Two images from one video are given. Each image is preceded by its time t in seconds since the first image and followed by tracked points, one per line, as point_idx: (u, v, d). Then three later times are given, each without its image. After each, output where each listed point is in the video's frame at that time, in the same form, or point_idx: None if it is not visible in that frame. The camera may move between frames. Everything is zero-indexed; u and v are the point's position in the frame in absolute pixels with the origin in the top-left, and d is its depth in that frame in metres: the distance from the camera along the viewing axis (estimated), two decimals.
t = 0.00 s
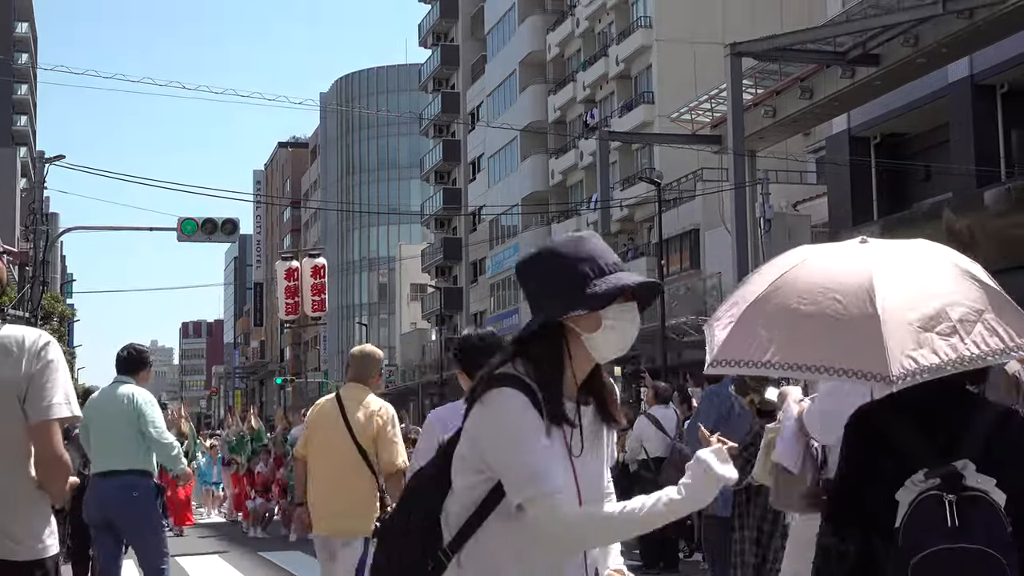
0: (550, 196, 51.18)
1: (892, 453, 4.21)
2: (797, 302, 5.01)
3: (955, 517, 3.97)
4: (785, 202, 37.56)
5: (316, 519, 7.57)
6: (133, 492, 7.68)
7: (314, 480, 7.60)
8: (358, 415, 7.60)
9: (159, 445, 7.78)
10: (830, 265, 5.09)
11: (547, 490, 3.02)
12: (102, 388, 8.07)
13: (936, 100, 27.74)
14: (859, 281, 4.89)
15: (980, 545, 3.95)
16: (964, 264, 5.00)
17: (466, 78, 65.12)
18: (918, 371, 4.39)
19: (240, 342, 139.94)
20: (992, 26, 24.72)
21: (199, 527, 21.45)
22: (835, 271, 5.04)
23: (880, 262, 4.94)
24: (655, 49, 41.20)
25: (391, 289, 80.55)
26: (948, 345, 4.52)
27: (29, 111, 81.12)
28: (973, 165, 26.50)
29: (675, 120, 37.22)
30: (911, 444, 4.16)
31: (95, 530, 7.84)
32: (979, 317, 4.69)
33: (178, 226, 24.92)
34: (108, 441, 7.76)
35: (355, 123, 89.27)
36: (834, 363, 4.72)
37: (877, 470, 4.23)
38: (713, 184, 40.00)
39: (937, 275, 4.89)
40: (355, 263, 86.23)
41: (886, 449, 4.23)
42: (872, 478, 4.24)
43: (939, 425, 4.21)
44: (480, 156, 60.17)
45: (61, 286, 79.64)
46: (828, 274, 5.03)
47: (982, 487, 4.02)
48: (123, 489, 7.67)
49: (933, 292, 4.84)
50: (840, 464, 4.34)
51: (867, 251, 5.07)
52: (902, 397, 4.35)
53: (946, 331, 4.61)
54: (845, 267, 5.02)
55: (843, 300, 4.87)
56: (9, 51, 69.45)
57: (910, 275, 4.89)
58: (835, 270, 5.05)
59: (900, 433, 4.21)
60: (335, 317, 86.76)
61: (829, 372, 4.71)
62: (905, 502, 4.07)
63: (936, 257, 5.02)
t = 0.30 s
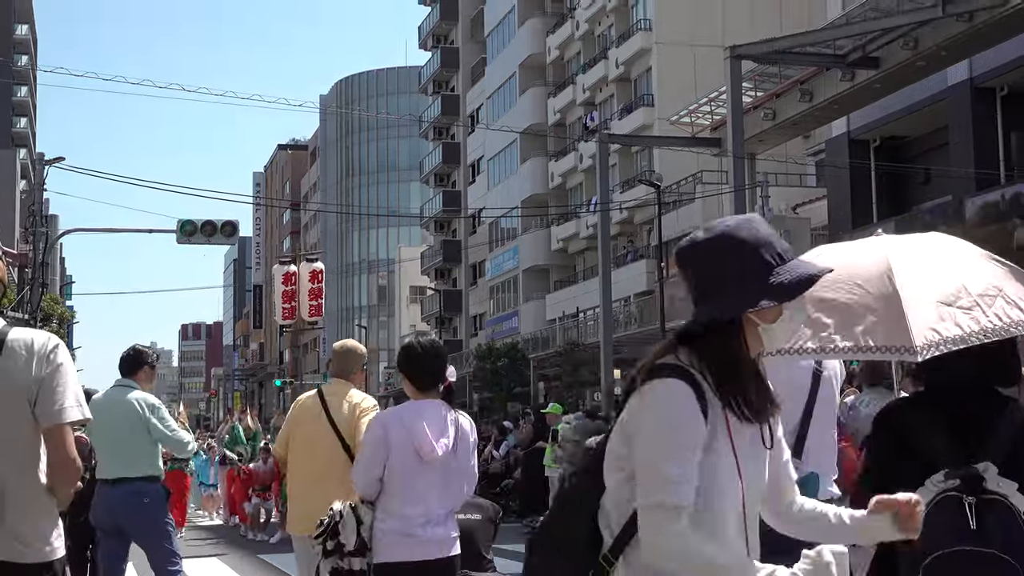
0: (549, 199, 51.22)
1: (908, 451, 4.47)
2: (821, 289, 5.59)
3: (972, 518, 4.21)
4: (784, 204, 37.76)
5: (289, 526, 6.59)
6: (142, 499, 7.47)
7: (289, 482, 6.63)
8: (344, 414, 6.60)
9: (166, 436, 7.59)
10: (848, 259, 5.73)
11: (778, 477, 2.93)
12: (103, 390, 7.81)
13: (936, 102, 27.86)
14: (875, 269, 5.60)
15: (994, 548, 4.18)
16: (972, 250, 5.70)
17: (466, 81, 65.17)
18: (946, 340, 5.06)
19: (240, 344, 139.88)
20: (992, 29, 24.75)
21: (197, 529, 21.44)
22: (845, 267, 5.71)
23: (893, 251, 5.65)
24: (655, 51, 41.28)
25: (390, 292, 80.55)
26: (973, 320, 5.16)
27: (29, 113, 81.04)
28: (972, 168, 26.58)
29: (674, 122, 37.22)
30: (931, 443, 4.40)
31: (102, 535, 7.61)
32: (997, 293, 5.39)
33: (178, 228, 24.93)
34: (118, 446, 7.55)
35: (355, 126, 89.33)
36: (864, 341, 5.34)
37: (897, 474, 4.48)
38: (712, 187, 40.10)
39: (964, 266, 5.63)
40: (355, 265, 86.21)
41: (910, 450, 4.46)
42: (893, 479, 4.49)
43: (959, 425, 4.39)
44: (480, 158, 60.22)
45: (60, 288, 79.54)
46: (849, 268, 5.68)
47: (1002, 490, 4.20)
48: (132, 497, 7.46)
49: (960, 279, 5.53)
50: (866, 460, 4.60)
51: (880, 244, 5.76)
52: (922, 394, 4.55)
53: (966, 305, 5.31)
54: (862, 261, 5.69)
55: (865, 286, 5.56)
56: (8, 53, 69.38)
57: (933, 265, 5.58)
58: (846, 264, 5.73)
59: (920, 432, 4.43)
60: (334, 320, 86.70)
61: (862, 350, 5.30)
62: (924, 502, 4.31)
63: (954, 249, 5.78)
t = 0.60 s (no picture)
0: (549, 193, 51.23)
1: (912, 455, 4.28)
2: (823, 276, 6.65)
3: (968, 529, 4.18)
4: (784, 199, 37.77)
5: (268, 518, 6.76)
6: (166, 490, 7.44)
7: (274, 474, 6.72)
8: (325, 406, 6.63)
9: (193, 428, 7.60)
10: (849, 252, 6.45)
11: (980, 479, 3.15)
12: (126, 382, 7.77)
13: (936, 98, 27.91)
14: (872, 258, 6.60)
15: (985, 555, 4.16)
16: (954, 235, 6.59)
17: (467, 75, 65.21)
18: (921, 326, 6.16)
19: (240, 338, 139.87)
20: (992, 25, 24.73)
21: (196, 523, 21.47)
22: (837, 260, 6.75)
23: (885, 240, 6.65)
24: (655, 46, 41.29)
25: (390, 285, 80.62)
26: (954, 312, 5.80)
27: (29, 106, 80.99)
28: (973, 163, 26.60)
29: (674, 117, 37.20)
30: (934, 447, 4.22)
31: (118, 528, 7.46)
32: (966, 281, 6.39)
33: (179, 222, 24.97)
34: (140, 438, 7.50)
35: (355, 119, 89.34)
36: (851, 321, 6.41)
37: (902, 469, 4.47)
38: (712, 182, 40.12)
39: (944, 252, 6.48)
40: (355, 259, 86.26)
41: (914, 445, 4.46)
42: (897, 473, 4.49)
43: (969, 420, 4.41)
44: (480, 152, 60.22)
45: (59, 282, 79.52)
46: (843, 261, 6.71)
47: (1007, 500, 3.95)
48: (156, 487, 7.42)
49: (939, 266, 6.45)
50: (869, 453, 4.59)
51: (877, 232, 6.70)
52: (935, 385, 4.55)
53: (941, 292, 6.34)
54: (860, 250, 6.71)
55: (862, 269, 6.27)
56: (8, 47, 69.37)
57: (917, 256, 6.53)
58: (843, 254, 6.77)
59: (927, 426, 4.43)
60: (334, 313, 86.73)
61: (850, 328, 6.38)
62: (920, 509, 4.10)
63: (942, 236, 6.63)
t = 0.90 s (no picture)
0: (552, 177, 51.16)
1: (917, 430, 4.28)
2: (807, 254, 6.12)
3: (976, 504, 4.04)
4: (788, 183, 37.73)
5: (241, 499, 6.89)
6: (190, 473, 7.37)
7: (249, 459, 6.94)
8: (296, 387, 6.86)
9: (220, 406, 7.42)
10: (834, 232, 6.21)
11: None
12: (156, 358, 7.64)
13: (941, 83, 27.79)
14: (864, 239, 6.03)
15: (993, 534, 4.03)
16: (970, 224, 5.91)
17: (470, 58, 65.04)
18: (918, 304, 5.44)
19: (243, 321, 140.02)
20: (998, 9, 24.63)
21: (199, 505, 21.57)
22: (817, 240, 6.20)
23: (882, 225, 6.05)
24: (659, 30, 41.18)
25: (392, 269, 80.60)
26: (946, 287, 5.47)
27: (32, 89, 80.91)
28: (976, 149, 26.52)
29: (677, 101, 37.11)
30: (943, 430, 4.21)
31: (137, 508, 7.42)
32: (981, 265, 5.54)
33: (181, 205, 24.97)
34: (169, 419, 7.37)
35: (358, 103, 89.21)
36: (837, 296, 5.87)
37: (903, 447, 4.32)
38: (716, 166, 40.06)
39: (960, 238, 5.81)
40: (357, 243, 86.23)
41: (914, 422, 4.28)
42: (893, 454, 4.34)
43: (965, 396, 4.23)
44: (483, 136, 60.09)
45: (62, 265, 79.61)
46: (826, 241, 6.16)
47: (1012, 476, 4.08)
48: (180, 472, 7.33)
49: (946, 251, 5.72)
50: (866, 434, 4.42)
51: (871, 216, 6.19)
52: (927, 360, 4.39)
53: (946, 274, 5.56)
54: (851, 231, 6.14)
55: (849, 248, 6.04)
56: (10, 29, 69.30)
57: (919, 240, 5.85)
58: (831, 234, 6.21)
59: (923, 402, 4.25)
60: (337, 297, 86.79)
61: (840, 305, 5.82)
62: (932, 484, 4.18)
63: (950, 223, 5.94)
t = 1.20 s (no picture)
0: (560, 166, 51.18)
1: (920, 425, 4.29)
2: (823, 246, 5.34)
3: (980, 491, 4.13)
4: (796, 172, 37.67)
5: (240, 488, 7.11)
6: (210, 460, 7.39)
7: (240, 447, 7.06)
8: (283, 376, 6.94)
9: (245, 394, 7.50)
10: (845, 220, 5.42)
11: None
12: (183, 344, 7.72)
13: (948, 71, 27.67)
14: (884, 231, 5.22)
15: (994, 522, 4.11)
16: (992, 221, 5.22)
17: (478, 48, 65.00)
18: (941, 309, 4.63)
19: (251, 311, 140.36)
20: None
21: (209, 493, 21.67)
22: (833, 227, 5.42)
23: (904, 216, 5.24)
24: (667, 19, 41.13)
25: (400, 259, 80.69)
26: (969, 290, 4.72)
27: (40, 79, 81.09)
28: (985, 137, 26.44)
29: (685, 90, 37.08)
30: (946, 421, 4.24)
31: (150, 497, 7.38)
32: (1000, 267, 4.89)
33: (190, 195, 25.09)
34: (192, 404, 7.41)
35: (367, 93, 89.23)
36: (857, 297, 5.08)
37: (901, 447, 4.36)
38: (724, 155, 40.02)
39: (975, 234, 5.11)
40: (365, 233, 86.33)
41: (917, 419, 4.30)
42: (897, 448, 4.37)
43: (966, 388, 4.28)
44: (491, 125, 60.07)
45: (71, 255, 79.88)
46: (839, 230, 5.36)
47: (1010, 462, 4.14)
48: (199, 458, 7.35)
49: (969, 248, 5.02)
50: (863, 425, 4.45)
51: (889, 207, 5.39)
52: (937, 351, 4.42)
53: (967, 277, 4.82)
54: (869, 223, 5.31)
55: (869, 240, 5.24)
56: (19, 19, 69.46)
57: (941, 239, 5.10)
58: (848, 223, 5.38)
59: (928, 399, 4.27)
60: (346, 287, 86.94)
61: (863, 310, 5.01)
62: (931, 474, 4.22)
63: (971, 220, 5.20)
